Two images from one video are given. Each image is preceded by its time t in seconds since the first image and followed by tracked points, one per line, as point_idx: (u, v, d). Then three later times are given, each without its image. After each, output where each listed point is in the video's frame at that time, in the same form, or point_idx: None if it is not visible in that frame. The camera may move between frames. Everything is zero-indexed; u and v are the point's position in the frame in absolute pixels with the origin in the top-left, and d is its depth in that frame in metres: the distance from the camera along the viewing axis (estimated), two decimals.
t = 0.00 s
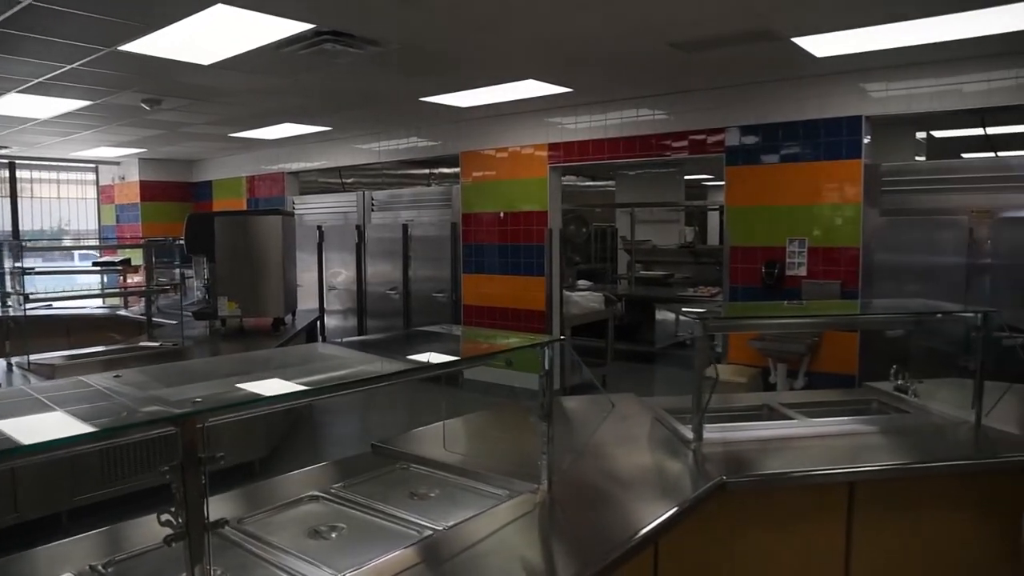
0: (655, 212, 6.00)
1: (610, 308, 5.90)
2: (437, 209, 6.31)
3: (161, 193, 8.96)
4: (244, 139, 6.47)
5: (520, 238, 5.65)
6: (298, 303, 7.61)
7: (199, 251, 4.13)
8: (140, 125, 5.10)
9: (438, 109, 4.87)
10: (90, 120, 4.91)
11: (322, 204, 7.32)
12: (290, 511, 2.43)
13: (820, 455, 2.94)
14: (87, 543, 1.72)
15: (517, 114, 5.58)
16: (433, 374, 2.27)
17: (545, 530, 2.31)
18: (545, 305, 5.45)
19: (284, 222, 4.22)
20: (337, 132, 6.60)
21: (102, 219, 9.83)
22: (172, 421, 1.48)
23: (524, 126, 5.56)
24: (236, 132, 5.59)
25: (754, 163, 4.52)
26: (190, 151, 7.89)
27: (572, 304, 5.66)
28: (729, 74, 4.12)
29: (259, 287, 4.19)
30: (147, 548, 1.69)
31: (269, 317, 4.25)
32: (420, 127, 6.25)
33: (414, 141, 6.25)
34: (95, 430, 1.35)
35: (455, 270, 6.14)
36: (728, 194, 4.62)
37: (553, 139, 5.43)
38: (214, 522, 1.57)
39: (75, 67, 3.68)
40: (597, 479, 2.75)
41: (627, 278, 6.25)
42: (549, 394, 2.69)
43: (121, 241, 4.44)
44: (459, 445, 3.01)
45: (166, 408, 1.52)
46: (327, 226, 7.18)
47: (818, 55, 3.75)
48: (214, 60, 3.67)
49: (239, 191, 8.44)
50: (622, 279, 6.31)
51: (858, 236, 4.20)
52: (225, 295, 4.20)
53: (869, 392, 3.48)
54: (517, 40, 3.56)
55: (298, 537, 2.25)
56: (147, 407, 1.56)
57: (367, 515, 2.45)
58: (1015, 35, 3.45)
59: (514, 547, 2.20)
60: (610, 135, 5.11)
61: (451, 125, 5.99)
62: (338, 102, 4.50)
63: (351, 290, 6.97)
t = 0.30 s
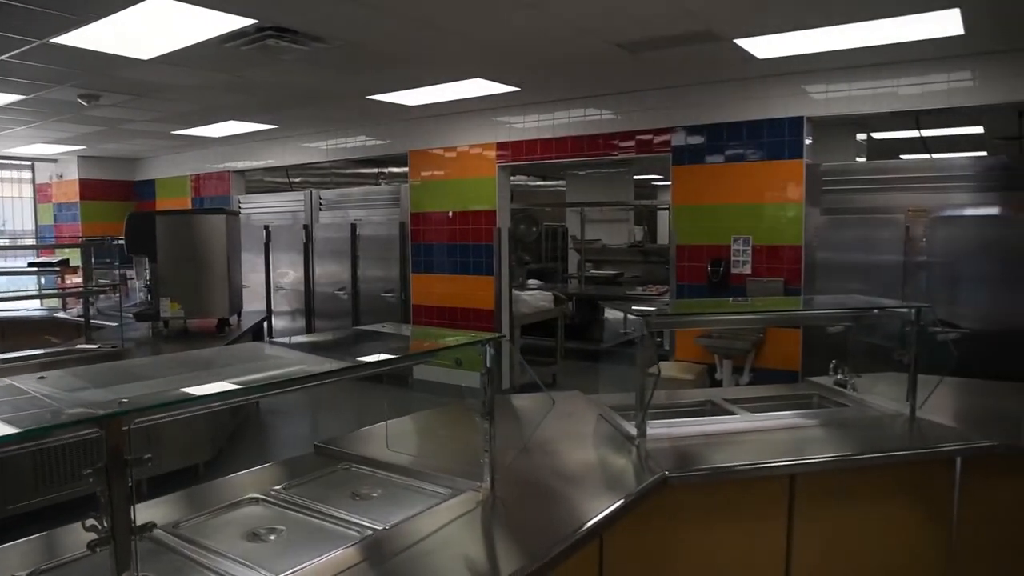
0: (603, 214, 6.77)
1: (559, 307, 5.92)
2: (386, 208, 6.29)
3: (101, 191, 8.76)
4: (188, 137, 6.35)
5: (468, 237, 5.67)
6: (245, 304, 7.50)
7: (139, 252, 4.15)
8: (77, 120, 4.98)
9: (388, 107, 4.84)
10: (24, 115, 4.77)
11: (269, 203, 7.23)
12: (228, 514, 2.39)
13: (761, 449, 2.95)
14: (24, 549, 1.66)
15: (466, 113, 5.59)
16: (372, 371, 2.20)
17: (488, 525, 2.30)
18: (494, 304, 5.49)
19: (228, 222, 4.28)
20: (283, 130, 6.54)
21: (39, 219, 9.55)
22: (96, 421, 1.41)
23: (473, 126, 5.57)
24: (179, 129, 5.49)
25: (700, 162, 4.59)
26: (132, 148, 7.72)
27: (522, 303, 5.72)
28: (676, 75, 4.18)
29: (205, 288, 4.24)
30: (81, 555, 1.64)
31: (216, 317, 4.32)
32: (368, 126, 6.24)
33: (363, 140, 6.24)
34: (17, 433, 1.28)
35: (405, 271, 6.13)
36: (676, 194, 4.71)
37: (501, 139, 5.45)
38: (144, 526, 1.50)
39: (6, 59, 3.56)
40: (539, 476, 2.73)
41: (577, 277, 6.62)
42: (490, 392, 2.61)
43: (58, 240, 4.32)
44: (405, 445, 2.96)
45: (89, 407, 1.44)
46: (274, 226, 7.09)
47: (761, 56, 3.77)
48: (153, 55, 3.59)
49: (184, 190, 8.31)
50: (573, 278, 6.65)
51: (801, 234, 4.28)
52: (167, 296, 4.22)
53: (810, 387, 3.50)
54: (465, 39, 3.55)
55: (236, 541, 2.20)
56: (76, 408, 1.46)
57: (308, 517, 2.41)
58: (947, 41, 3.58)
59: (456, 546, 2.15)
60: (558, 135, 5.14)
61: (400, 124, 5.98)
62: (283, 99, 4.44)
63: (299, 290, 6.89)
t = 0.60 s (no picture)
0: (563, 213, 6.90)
1: (517, 306, 6.17)
2: (343, 208, 6.27)
3: (47, 190, 8.53)
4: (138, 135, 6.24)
5: (425, 237, 5.70)
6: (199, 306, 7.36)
7: (87, 251, 4.10)
8: (22, 117, 4.85)
9: (345, 106, 4.81)
10: None
11: (225, 203, 7.14)
12: (173, 519, 2.32)
13: (713, 444, 2.95)
14: None
15: (424, 113, 5.61)
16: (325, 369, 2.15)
17: (441, 523, 2.28)
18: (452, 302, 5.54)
19: (180, 221, 4.32)
20: (237, 129, 6.48)
21: None
22: (30, 425, 1.31)
23: (428, 126, 5.59)
24: (129, 127, 5.39)
25: (655, 162, 4.64)
26: (81, 147, 7.55)
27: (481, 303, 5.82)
28: (631, 75, 4.21)
29: (157, 286, 4.24)
30: (22, 563, 1.57)
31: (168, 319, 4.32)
32: (325, 125, 6.22)
33: (319, 138, 6.22)
34: None
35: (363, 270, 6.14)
36: (631, 193, 4.76)
37: (458, 138, 5.47)
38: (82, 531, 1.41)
39: None
40: (492, 475, 2.70)
41: (536, 276, 6.85)
42: (442, 390, 2.56)
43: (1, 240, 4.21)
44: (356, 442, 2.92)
45: (22, 409, 1.34)
46: (229, 225, 6.99)
47: (713, 56, 3.81)
48: (100, 50, 3.52)
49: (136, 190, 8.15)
50: (531, 278, 6.88)
51: (755, 235, 4.38)
52: (117, 298, 4.18)
53: (764, 383, 3.50)
54: (419, 37, 3.54)
55: (181, 546, 2.14)
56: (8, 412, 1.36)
57: (257, 519, 2.36)
58: (892, 44, 3.66)
59: (409, 547, 2.11)
60: (514, 135, 5.18)
61: (357, 124, 5.97)
62: (235, 96, 4.39)
63: (254, 291, 6.78)
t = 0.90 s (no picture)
0: (527, 214, 7.13)
1: (482, 305, 6.20)
2: (305, 207, 6.24)
3: None
4: (94, 133, 6.14)
5: (389, 236, 5.76)
6: (158, 307, 7.25)
7: (41, 250, 4.11)
8: None
9: (307, 104, 4.78)
10: None
11: (185, 202, 7.06)
12: (123, 524, 2.27)
13: (672, 441, 2.96)
14: None
15: (388, 112, 5.65)
16: (279, 370, 2.11)
17: (397, 522, 2.27)
18: (415, 302, 5.58)
19: (138, 221, 4.30)
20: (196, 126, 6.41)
21: None
22: None
23: (391, 125, 5.65)
24: (85, 125, 5.31)
25: (617, 162, 4.76)
26: (35, 144, 7.40)
27: (444, 303, 5.83)
28: (593, 76, 4.24)
29: (115, 286, 4.24)
30: None
31: (125, 320, 4.31)
32: (287, 124, 6.20)
33: (281, 138, 6.20)
34: None
35: (324, 270, 6.12)
36: (594, 193, 4.88)
37: (420, 138, 5.54)
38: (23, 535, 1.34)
39: None
40: (449, 475, 2.69)
41: (501, 275, 7.02)
42: (397, 390, 2.54)
43: None
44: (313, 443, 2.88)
45: None
46: (189, 225, 6.91)
47: (676, 57, 3.84)
48: (51, 45, 3.45)
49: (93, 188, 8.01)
50: (497, 276, 7.02)
51: (717, 233, 4.50)
52: (72, 299, 4.18)
53: (723, 380, 3.55)
54: (381, 36, 3.53)
55: (131, 550, 2.10)
56: None
57: (210, 521, 2.31)
58: (845, 48, 3.73)
59: (365, 548, 2.08)
60: (477, 134, 5.25)
61: (321, 122, 5.98)
62: (193, 93, 4.34)
63: (215, 292, 6.72)
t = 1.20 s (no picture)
0: (493, 214, 7.31)
1: (448, 307, 6.17)
2: (268, 208, 6.22)
3: None
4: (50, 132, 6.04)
5: (353, 237, 5.77)
6: (117, 309, 7.16)
7: None
8: None
9: (272, 104, 4.74)
10: None
11: (145, 203, 6.98)
12: (73, 530, 2.22)
13: (631, 441, 2.98)
14: None
15: (353, 112, 5.64)
16: (239, 372, 2.08)
17: (355, 524, 2.26)
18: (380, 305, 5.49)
19: (94, 221, 4.41)
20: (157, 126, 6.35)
21: None
22: None
23: (354, 126, 5.66)
24: (42, 124, 5.22)
25: (580, 163, 4.81)
26: None
27: (409, 304, 5.73)
28: (558, 77, 4.25)
29: (71, 288, 4.29)
30: None
31: (81, 322, 4.35)
32: (249, 124, 6.18)
33: (243, 138, 6.18)
34: None
35: (287, 272, 6.08)
36: (557, 194, 4.93)
37: (385, 138, 5.55)
38: None
39: None
40: (407, 476, 2.67)
41: (467, 277, 7.07)
42: (355, 392, 2.52)
43: None
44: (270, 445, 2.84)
45: None
46: (150, 226, 6.84)
47: (636, 60, 3.88)
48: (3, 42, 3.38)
49: (50, 188, 7.88)
50: (463, 278, 7.08)
51: (678, 233, 4.54)
52: (26, 301, 4.23)
53: (684, 380, 3.57)
54: (345, 36, 3.51)
55: (81, 557, 2.05)
56: None
57: (164, 526, 2.27)
58: (805, 51, 3.78)
59: (323, 552, 2.05)
60: (441, 135, 5.28)
61: (285, 122, 5.95)
62: (153, 92, 4.27)
63: (176, 294, 6.67)
